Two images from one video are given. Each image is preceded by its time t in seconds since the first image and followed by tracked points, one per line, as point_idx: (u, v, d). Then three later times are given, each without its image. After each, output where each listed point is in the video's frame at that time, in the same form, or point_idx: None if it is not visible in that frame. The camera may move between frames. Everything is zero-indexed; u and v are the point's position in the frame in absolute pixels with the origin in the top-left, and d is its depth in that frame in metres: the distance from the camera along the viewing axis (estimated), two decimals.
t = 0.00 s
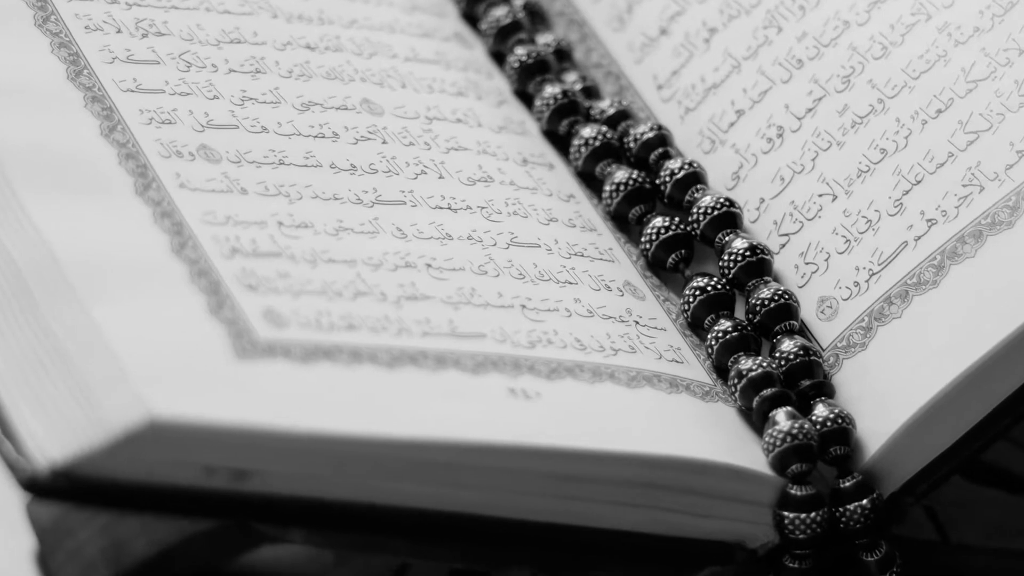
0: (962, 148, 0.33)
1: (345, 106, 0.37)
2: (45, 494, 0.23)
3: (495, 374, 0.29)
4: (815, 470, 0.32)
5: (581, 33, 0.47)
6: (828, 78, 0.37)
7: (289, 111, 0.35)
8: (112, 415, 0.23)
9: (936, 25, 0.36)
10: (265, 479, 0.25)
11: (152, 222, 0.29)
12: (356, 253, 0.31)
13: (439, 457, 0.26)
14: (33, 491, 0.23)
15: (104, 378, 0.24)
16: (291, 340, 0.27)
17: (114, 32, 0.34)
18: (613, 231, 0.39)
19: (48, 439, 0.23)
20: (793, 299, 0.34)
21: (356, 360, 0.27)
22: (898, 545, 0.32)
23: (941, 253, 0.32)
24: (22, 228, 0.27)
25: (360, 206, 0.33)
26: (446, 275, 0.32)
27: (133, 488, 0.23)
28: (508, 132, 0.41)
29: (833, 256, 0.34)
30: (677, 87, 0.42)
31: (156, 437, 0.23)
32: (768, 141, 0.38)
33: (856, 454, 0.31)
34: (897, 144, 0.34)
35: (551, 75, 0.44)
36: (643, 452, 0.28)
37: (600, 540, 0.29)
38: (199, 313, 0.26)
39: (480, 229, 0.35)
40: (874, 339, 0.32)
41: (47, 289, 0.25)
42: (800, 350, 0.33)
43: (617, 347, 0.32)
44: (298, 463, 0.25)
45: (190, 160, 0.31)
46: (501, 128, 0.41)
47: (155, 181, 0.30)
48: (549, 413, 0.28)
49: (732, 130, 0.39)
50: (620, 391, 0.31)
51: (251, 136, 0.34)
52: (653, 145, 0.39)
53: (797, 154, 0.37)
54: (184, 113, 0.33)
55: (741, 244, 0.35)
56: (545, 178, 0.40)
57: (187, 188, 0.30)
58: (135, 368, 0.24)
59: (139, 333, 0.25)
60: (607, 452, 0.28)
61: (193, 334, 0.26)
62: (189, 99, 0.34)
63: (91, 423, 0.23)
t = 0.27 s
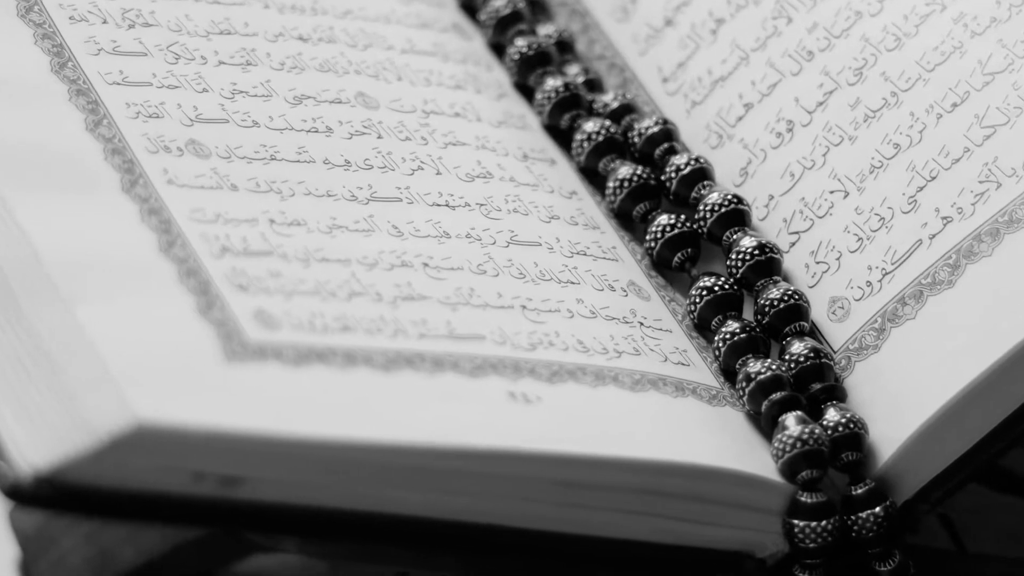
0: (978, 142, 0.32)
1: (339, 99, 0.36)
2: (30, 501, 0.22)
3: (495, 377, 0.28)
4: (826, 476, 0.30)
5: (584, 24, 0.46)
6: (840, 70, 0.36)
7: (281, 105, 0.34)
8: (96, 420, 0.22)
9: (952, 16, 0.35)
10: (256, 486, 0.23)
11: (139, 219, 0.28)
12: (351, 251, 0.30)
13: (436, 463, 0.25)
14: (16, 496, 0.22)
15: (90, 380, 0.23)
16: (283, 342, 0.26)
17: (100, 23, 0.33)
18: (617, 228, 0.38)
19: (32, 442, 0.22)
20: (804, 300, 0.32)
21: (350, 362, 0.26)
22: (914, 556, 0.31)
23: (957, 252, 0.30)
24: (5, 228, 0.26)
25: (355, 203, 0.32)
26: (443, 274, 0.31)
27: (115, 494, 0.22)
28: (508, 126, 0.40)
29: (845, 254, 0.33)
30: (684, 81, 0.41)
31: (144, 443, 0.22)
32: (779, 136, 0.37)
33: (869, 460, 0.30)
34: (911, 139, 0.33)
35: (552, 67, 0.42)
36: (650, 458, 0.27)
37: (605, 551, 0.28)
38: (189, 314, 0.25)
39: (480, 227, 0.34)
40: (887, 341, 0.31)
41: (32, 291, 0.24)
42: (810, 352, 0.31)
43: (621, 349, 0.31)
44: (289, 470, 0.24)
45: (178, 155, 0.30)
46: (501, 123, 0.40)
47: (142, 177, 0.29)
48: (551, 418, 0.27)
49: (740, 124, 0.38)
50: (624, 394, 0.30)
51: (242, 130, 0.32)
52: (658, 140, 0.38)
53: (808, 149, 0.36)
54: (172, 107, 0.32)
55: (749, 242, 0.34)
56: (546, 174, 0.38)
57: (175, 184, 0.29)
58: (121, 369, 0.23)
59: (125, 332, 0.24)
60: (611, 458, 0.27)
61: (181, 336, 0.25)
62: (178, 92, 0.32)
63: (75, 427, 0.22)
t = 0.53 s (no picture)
0: (993, 138, 0.31)
1: (334, 93, 0.35)
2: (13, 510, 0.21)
3: (495, 381, 0.27)
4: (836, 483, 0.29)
5: (586, 16, 0.45)
6: (850, 63, 0.35)
7: (274, 99, 0.33)
8: (84, 424, 0.21)
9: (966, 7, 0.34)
10: (246, 493, 0.23)
11: (127, 217, 0.27)
12: (345, 250, 0.29)
13: (435, 468, 0.24)
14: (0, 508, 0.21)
15: (77, 384, 0.22)
16: (275, 344, 0.25)
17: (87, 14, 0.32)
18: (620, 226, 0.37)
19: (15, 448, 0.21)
20: (813, 300, 0.31)
21: (345, 365, 0.25)
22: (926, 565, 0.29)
23: (971, 251, 0.30)
24: None
25: (349, 201, 0.31)
26: (441, 274, 0.30)
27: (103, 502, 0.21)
28: (508, 121, 0.39)
29: (856, 253, 0.32)
30: (689, 74, 0.40)
31: (133, 448, 0.21)
32: (788, 131, 0.36)
33: (880, 466, 0.29)
34: (924, 134, 0.32)
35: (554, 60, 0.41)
36: (656, 463, 0.26)
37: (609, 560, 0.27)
38: (178, 314, 0.24)
39: (479, 225, 0.33)
40: (898, 343, 0.30)
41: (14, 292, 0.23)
42: (820, 355, 0.30)
43: (625, 351, 0.30)
44: (281, 476, 0.23)
45: (167, 151, 0.29)
46: (501, 118, 0.39)
47: (130, 174, 0.28)
48: (552, 423, 0.26)
49: (747, 119, 0.37)
50: (629, 398, 0.29)
51: (232, 125, 0.31)
52: (662, 136, 0.37)
53: (817, 144, 0.35)
54: (161, 101, 0.31)
55: (757, 240, 0.33)
56: (547, 170, 0.37)
57: (164, 181, 0.28)
58: (111, 371, 0.22)
59: (113, 335, 0.23)
60: (614, 463, 0.26)
61: (172, 338, 0.24)
62: (166, 86, 0.31)
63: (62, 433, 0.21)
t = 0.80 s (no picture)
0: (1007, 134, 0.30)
1: (329, 87, 0.34)
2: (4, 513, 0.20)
3: (495, 384, 0.26)
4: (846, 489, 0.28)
5: (588, 9, 0.44)
6: (860, 57, 0.35)
7: (267, 93, 0.33)
8: (71, 427, 0.20)
9: None
10: (239, 499, 0.22)
11: (115, 215, 0.26)
12: (340, 249, 0.28)
13: (434, 473, 0.23)
14: None
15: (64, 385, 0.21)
16: (268, 345, 0.24)
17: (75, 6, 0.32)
18: (623, 224, 0.36)
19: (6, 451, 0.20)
20: (822, 300, 0.31)
21: (340, 367, 0.24)
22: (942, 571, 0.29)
23: (984, 250, 0.29)
24: None
25: (345, 198, 0.30)
26: (438, 274, 0.29)
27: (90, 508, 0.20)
28: (508, 116, 0.38)
29: (866, 252, 0.31)
30: (694, 69, 0.39)
31: (122, 453, 0.20)
32: (796, 127, 0.35)
33: (891, 471, 0.28)
34: (936, 129, 0.31)
35: (556, 54, 0.41)
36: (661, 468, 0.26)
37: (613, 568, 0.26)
38: (168, 315, 0.24)
39: (479, 223, 0.32)
40: (909, 344, 0.29)
41: None
42: (828, 356, 0.30)
43: (629, 353, 0.30)
44: (273, 481, 0.22)
45: (157, 147, 0.28)
46: (501, 113, 0.38)
47: (119, 170, 0.27)
48: (553, 427, 0.25)
49: (754, 114, 0.36)
50: (633, 401, 0.28)
51: (224, 120, 0.31)
52: (666, 132, 0.37)
53: (826, 141, 0.34)
54: (151, 96, 0.30)
55: (765, 239, 0.32)
56: (548, 167, 0.37)
57: (154, 177, 0.27)
58: (98, 372, 0.21)
59: (101, 335, 0.22)
60: (617, 468, 0.25)
61: (161, 338, 0.23)
62: (156, 80, 0.31)
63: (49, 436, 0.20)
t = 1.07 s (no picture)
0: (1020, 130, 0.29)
1: (324, 82, 0.33)
2: None
3: (495, 387, 0.25)
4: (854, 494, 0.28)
5: (590, 2, 0.43)
6: (869, 51, 0.34)
7: (260, 88, 0.32)
8: (57, 430, 0.19)
9: None
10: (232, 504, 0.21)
11: (104, 213, 0.25)
12: (335, 248, 0.27)
13: (432, 479, 0.22)
14: None
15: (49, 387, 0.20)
16: (262, 346, 0.23)
17: None
18: (625, 222, 0.35)
19: None
20: (830, 301, 0.30)
21: (336, 369, 0.24)
22: None
23: (997, 249, 0.28)
24: None
25: (341, 195, 0.29)
26: (436, 273, 0.28)
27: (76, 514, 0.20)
28: (508, 112, 0.38)
29: (875, 251, 0.31)
30: (699, 63, 0.39)
31: (110, 456, 0.19)
32: (804, 123, 0.34)
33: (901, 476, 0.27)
34: (947, 125, 0.31)
35: (558, 48, 0.40)
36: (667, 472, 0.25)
37: None
38: (159, 316, 0.23)
39: (479, 221, 0.31)
40: (920, 344, 0.28)
41: None
42: (836, 358, 0.29)
43: (633, 354, 0.29)
44: (268, 486, 0.21)
45: (148, 143, 0.28)
46: (501, 109, 0.38)
47: (109, 167, 0.26)
48: (554, 431, 0.25)
49: (761, 109, 0.36)
50: (638, 405, 0.27)
51: (217, 116, 0.30)
52: (670, 128, 0.36)
53: (834, 137, 0.33)
54: (142, 91, 0.29)
55: (771, 238, 0.31)
56: (549, 164, 0.36)
57: (145, 174, 0.27)
58: (86, 374, 0.20)
59: (90, 336, 0.21)
60: (621, 473, 0.24)
61: (151, 339, 0.22)
62: (147, 75, 0.30)
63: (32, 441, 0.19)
